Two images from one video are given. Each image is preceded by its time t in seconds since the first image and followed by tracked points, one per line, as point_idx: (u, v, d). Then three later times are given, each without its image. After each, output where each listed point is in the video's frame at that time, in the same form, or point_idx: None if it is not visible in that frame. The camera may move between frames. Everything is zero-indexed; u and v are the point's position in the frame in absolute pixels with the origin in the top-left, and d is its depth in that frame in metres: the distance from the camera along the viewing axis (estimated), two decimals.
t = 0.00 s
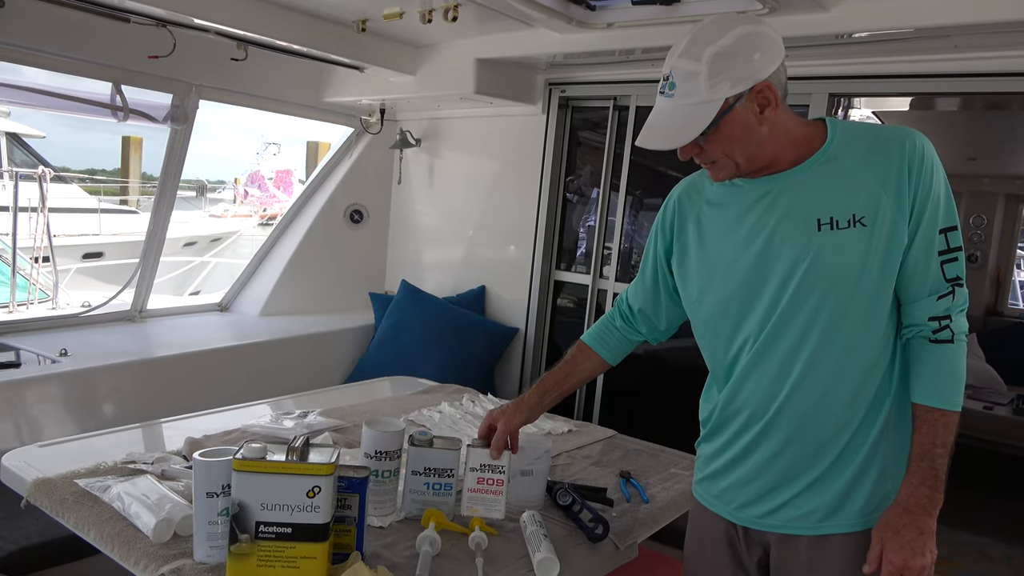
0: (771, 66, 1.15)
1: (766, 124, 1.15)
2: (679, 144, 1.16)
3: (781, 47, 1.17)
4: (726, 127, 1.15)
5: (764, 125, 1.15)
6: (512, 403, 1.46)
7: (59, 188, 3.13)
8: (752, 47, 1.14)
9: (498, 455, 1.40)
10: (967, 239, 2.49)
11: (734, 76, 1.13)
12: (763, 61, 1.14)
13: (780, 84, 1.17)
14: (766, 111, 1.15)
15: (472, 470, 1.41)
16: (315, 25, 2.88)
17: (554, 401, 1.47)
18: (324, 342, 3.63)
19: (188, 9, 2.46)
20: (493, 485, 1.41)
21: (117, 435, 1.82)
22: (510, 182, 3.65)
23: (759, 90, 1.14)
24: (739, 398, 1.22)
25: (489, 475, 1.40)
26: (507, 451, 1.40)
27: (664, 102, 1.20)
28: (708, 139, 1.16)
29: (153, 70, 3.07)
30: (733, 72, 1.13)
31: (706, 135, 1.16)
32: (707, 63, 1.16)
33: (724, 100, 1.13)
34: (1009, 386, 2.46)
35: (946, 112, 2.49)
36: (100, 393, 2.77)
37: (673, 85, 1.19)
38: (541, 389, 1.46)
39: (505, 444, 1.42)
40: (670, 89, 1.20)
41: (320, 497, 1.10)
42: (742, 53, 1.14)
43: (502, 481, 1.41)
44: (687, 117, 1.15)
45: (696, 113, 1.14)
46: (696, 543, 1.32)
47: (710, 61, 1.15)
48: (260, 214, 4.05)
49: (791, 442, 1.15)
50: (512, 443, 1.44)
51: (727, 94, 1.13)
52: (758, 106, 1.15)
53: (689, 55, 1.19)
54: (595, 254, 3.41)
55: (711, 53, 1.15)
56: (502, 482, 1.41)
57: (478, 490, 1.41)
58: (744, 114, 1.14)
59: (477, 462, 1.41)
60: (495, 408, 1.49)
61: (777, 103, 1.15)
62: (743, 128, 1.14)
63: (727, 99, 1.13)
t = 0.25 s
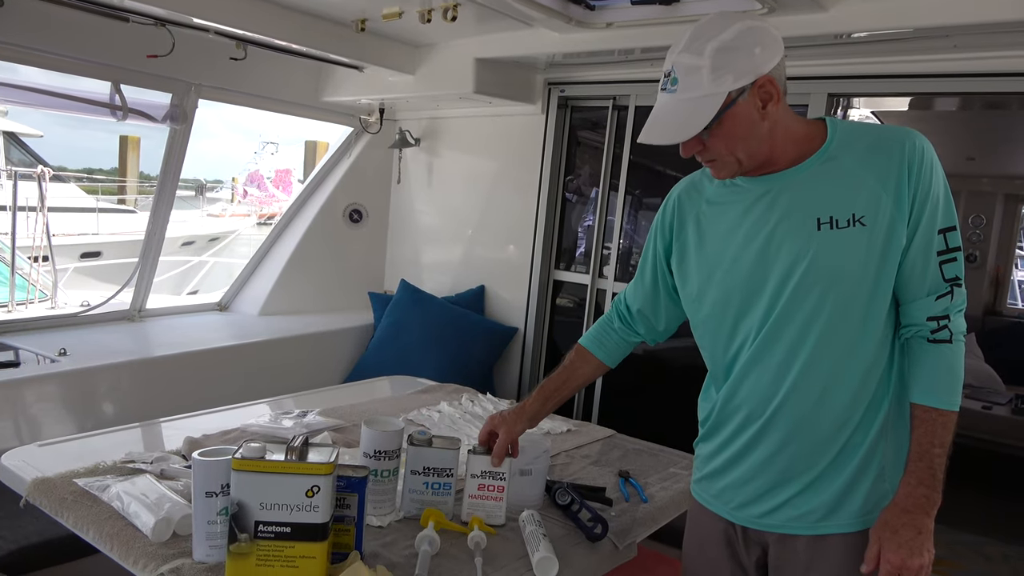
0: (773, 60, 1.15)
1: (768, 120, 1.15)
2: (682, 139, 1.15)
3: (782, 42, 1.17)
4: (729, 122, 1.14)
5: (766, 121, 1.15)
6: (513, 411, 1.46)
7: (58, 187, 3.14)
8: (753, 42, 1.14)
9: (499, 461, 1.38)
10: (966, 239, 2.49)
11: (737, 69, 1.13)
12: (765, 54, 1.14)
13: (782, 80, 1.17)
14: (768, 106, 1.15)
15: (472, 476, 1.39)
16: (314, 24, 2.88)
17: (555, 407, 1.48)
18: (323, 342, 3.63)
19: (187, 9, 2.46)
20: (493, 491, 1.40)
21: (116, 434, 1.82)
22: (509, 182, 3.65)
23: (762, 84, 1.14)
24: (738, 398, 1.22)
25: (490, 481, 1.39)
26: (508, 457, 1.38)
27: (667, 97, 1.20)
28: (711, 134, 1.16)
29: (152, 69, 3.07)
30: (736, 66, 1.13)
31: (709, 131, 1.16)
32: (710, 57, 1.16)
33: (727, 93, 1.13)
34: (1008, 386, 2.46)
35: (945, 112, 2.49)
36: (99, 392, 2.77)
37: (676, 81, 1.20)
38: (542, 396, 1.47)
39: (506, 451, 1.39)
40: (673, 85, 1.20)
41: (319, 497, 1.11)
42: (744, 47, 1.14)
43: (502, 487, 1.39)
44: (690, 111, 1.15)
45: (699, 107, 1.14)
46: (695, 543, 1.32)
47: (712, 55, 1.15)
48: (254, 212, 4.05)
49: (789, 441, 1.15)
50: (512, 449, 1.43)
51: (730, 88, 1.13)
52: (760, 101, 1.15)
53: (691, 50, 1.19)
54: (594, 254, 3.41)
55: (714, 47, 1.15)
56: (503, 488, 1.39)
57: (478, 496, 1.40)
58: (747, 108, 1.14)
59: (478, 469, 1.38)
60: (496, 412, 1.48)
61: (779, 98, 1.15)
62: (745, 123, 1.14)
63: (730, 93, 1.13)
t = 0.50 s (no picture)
0: (776, 51, 1.15)
1: (771, 111, 1.15)
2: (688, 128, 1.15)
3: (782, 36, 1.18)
4: (736, 112, 1.14)
5: (770, 112, 1.15)
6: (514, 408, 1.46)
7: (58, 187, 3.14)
8: (755, 33, 1.15)
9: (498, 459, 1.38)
10: (965, 238, 2.49)
11: (742, 59, 1.13)
12: (768, 45, 1.15)
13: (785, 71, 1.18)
14: (772, 97, 1.15)
15: (472, 475, 1.39)
16: (313, 23, 2.88)
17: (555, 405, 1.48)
18: (323, 341, 3.63)
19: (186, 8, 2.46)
20: (493, 489, 1.40)
21: (116, 433, 1.82)
22: (509, 181, 3.65)
23: (766, 74, 1.15)
24: (737, 396, 1.22)
25: (489, 479, 1.39)
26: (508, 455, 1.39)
27: (671, 89, 1.20)
28: (716, 125, 1.15)
29: (151, 69, 3.07)
30: (741, 55, 1.13)
31: (714, 121, 1.15)
32: (714, 47, 1.16)
33: (733, 82, 1.13)
34: (1007, 385, 2.46)
35: (944, 111, 2.49)
36: (98, 392, 2.77)
37: (680, 72, 1.19)
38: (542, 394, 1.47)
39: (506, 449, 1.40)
40: (677, 76, 1.20)
41: (319, 496, 1.11)
42: (748, 37, 1.15)
43: (502, 486, 1.40)
44: (695, 100, 1.14)
45: (705, 95, 1.14)
46: (693, 542, 1.32)
47: (717, 44, 1.15)
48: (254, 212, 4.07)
49: (788, 440, 1.16)
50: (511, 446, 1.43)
51: (736, 76, 1.12)
52: (764, 92, 1.15)
53: (695, 42, 1.19)
54: (594, 254, 3.42)
55: (718, 37, 1.16)
56: (503, 486, 1.40)
57: (478, 495, 1.40)
58: (752, 98, 1.14)
59: (477, 468, 1.38)
60: (496, 411, 1.48)
61: (783, 89, 1.16)
62: (750, 113, 1.14)
63: (736, 82, 1.13)
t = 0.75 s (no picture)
0: (774, 47, 1.16)
1: (772, 107, 1.16)
2: (693, 125, 1.14)
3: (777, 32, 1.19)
4: (738, 108, 1.14)
5: (770, 108, 1.16)
6: (514, 411, 1.47)
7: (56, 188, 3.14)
8: (753, 30, 1.16)
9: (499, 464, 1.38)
10: (964, 236, 2.50)
11: (742, 55, 1.13)
12: (765, 42, 1.15)
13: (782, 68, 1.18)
14: (772, 93, 1.16)
15: (472, 478, 1.39)
16: (311, 23, 2.88)
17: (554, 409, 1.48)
18: (322, 341, 3.63)
19: (184, 9, 2.46)
20: (493, 493, 1.40)
21: (116, 434, 1.82)
22: (507, 180, 3.65)
23: (764, 70, 1.15)
24: (736, 395, 1.22)
25: (490, 483, 1.39)
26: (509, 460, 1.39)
27: (671, 89, 1.20)
28: (719, 122, 1.14)
29: (150, 70, 3.08)
30: (739, 52, 1.14)
31: (717, 118, 1.14)
32: (713, 45, 1.16)
33: (733, 79, 1.13)
34: (1005, 383, 2.46)
35: (942, 110, 2.49)
36: (97, 392, 2.77)
37: (680, 71, 1.20)
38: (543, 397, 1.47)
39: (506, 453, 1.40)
40: (677, 76, 1.20)
41: (318, 496, 1.11)
42: (745, 35, 1.15)
43: (502, 489, 1.40)
44: (697, 97, 1.14)
45: (706, 93, 1.13)
46: (692, 542, 1.32)
47: (716, 42, 1.16)
48: (252, 212, 4.05)
49: (786, 438, 1.16)
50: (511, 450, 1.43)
51: (737, 73, 1.13)
52: (764, 88, 1.15)
53: (693, 41, 1.19)
54: (593, 253, 3.42)
55: (717, 36, 1.16)
56: (503, 490, 1.40)
57: (478, 498, 1.40)
58: (752, 94, 1.14)
59: (478, 471, 1.38)
60: (496, 414, 1.48)
61: (782, 85, 1.16)
62: (752, 109, 1.14)
63: (736, 79, 1.13)
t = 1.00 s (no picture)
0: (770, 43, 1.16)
1: (770, 104, 1.16)
2: (694, 123, 1.13)
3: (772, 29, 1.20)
4: (737, 106, 1.14)
5: (769, 105, 1.16)
6: (513, 411, 1.47)
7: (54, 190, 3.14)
8: (749, 27, 1.16)
9: (498, 462, 1.38)
10: (962, 234, 2.50)
11: (740, 52, 1.13)
12: (762, 38, 1.15)
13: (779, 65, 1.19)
14: (770, 90, 1.16)
15: (472, 478, 1.39)
16: (309, 24, 2.88)
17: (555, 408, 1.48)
18: (322, 342, 3.63)
19: (181, 10, 2.46)
20: (493, 492, 1.40)
21: (115, 436, 1.82)
22: (506, 180, 3.65)
23: (763, 67, 1.15)
24: (734, 394, 1.22)
25: (489, 482, 1.39)
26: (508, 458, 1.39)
27: (671, 87, 1.19)
28: (720, 120, 1.14)
29: (147, 71, 3.07)
30: (738, 49, 1.14)
31: (718, 115, 1.14)
32: (711, 42, 1.16)
33: (732, 76, 1.13)
34: (1005, 381, 2.46)
35: (941, 108, 2.49)
36: (97, 394, 2.77)
37: (679, 70, 1.19)
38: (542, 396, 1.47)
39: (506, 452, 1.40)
40: (676, 75, 1.20)
41: (317, 496, 1.11)
42: (742, 32, 1.15)
43: (501, 488, 1.40)
44: (697, 95, 1.14)
45: (706, 90, 1.13)
46: (691, 540, 1.32)
47: (714, 39, 1.16)
48: (248, 212, 4.03)
49: (784, 437, 1.16)
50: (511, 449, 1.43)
51: (735, 70, 1.13)
52: (762, 85, 1.16)
53: (690, 39, 1.19)
54: (592, 253, 3.42)
55: (714, 32, 1.16)
56: (502, 489, 1.40)
57: (478, 498, 1.40)
58: (751, 91, 1.14)
59: (477, 470, 1.38)
60: (496, 414, 1.49)
61: (779, 82, 1.16)
62: (751, 107, 1.14)
63: (735, 76, 1.13)
